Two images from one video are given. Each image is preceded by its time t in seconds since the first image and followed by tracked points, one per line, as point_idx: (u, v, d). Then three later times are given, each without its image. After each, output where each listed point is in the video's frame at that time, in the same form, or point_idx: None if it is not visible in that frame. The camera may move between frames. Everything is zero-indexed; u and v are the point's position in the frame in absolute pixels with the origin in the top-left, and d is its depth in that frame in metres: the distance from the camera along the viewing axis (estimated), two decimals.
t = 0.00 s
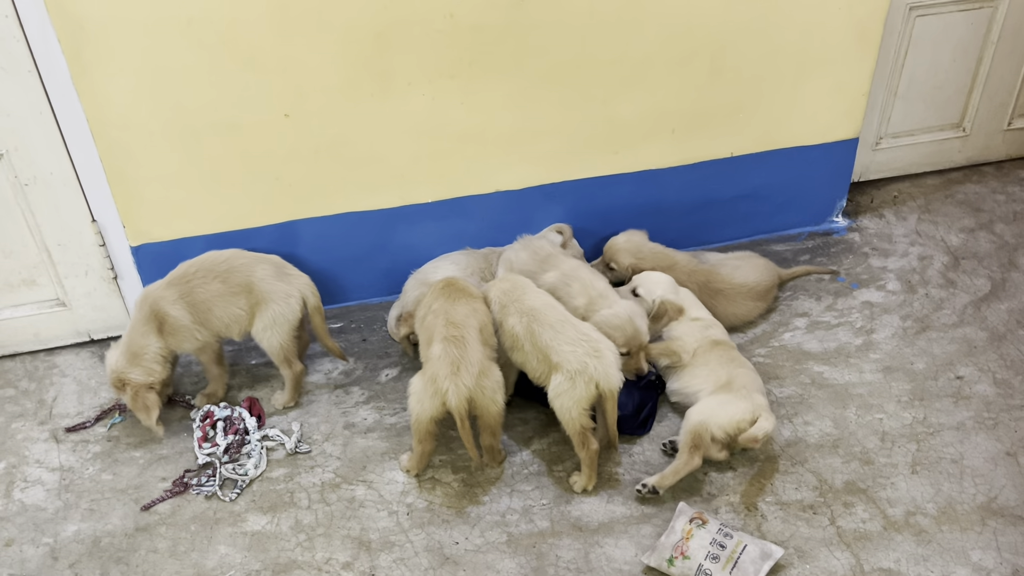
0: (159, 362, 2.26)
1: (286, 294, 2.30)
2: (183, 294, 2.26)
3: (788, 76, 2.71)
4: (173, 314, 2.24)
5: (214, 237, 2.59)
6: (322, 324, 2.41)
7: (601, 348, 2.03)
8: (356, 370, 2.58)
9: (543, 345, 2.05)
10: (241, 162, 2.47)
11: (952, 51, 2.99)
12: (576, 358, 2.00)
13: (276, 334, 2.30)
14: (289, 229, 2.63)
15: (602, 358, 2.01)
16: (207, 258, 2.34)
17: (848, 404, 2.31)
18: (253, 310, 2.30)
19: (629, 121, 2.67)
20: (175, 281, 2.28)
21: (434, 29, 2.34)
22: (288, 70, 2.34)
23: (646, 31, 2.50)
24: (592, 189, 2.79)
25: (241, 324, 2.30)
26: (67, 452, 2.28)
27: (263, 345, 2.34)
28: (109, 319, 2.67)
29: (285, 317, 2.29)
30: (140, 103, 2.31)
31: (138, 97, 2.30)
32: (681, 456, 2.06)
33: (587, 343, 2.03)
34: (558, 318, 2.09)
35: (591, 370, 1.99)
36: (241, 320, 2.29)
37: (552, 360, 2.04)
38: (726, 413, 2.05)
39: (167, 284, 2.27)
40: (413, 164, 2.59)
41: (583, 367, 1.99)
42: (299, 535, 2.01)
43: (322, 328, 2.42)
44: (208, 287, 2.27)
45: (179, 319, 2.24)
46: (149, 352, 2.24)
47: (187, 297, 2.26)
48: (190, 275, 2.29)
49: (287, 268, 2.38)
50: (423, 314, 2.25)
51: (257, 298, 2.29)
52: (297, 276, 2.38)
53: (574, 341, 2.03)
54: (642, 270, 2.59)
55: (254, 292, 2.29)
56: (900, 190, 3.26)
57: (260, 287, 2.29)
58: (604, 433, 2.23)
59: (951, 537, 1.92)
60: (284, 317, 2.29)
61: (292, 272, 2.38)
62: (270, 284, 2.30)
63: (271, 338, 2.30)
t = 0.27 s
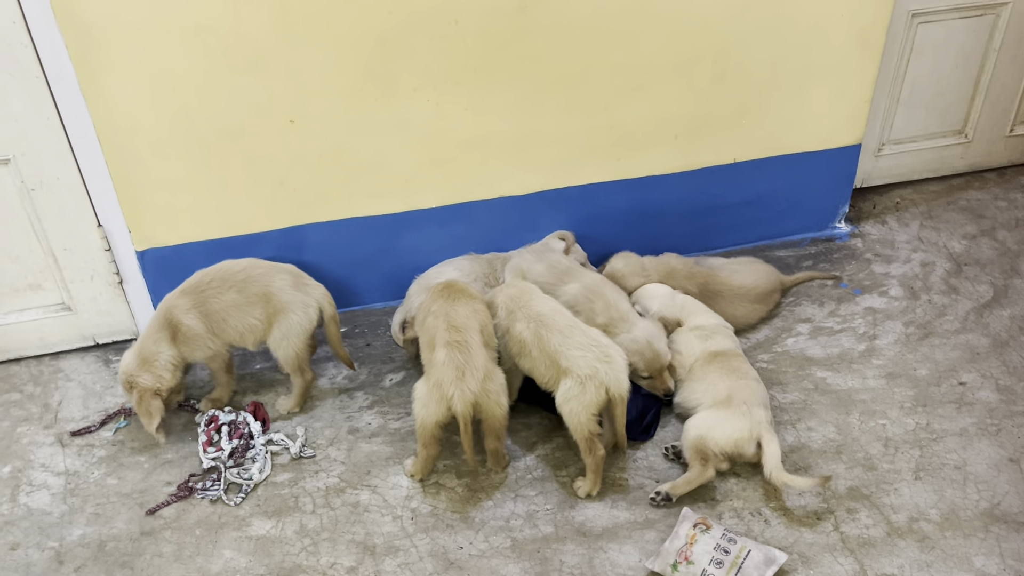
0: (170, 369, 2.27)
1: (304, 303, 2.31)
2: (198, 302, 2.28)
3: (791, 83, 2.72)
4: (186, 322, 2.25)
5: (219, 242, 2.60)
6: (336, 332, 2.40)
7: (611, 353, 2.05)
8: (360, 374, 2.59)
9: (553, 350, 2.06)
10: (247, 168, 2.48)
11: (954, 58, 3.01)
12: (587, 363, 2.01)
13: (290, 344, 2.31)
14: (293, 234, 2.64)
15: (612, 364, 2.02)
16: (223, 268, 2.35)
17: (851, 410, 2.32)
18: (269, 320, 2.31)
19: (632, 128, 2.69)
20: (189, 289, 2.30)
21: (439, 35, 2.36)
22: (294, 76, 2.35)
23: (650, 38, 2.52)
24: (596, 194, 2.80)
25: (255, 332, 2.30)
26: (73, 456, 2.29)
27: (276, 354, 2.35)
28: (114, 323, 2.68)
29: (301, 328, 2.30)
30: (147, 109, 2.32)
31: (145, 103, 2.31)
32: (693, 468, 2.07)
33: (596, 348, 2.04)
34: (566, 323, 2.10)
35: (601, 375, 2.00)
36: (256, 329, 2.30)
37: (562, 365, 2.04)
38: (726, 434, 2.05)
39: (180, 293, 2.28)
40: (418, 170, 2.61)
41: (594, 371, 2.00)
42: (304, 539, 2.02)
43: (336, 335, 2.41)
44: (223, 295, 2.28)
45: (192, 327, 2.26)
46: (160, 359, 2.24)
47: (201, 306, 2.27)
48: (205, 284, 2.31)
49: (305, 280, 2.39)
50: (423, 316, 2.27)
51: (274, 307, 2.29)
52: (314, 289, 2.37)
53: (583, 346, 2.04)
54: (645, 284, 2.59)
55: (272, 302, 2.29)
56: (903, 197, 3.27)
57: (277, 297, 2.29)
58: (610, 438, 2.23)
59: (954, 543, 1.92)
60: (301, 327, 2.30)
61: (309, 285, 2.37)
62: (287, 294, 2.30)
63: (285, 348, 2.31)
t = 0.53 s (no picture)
0: (179, 366, 2.29)
1: (314, 309, 2.32)
2: (206, 305, 2.29)
3: (796, 88, 2.73)
4: (195, 325, 2.26)
5: (226, 245, 2.61)
6: (344, 339, 2.41)
7: (619, 357, 2.05)
8: (366, 378, 2.59)
9: (561, 354, 2.06)
10: (254, 171, 2.49)
11: (958, 63, 3.02)
12: (594, 367, 2.02)
13: (300, 349, 2.32)
14: (300, 238, 2.65)
15: (621, 367, 2.03)
16: (234, 271, 2.36)
17: (856, 414, 2.33)
18: (278, 324, 2.30)
19: (638, 132, 2.70)
20: (200, 292, 2.31)
21: (446, 40, 2.37)
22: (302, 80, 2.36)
23: (655, 43, 2.53)
24: (601, 199, 2.81)
25: (263, 337, 2.31)
26: (80, 459, 2.30)
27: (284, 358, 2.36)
28: (121, 326, 2.69)
29: (310, 332, 2.31)
30: (156, 113, 2.33)
31: (154, 107, 2.32)
32: (710, 480, 2.07)
33: (604, 352, 2.05)
34: (573, 327, 2.11)
35: (610, 378, 2.01)
36: (264, 333, 2.30)
37: (570, 369, 2.05)
38: (745, 448, 2.05)
39: (190, 295, 2.30)
40: (425, 174, 2.62)
41: (601, 375, 2.01)
42: (311, 542, 2.02)
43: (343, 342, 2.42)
44: (232, 299, 2.29)
45: (200, 330, 2.27)
46: (170, 358, 2.27)
47: (210, 310, 2.28)
48: (215, 286, 2.32)
49: (315, 284, 2.40)
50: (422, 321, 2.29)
51: (285, 312, 2.29)
52: (325, 296, 2.38)
53: (591, 350, 2.05)
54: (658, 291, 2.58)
55: (282, 306, 2.30)
56: (907, 201, 3.28)
57: (288, 302, 2.30)
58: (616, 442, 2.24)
59: (960, 546, 1.92)
60: (310, 332, 2.31)
61: (320, 290, 2.39)
62: (297, 299, 2.31)
63: (293, 353, 2.32)
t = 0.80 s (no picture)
0: (192, 357, 2.34)
1: (318, 311, 2.32)
2: (212, 302, 2.29)
3: (801, 91, 2.74)
4: (201, 321, 2.27)
5: (232, 246, 2.62)
6: (348, 342, 2.41)
7: (622, 358, 2.05)
8: (372, 380, 2.60)
9: (564, 356, 2.07)
10: (260, 173, 2.50)
11: (962, 67, 3.03)
12: (598, 368, 2.01)
13: (303, 350, 2.32)
14: (306, 240, 2.65)
15: (624, 368, 2.03)
16: (242, 269, 2.37)
17: (861, 416, 2.33)
18: (282, 325, 2.30)
19: (643, 135, 2.71)
20: (207, 287, 2.31)
21: (453, 43, 2.38)
22: (309, 83, 2.37)
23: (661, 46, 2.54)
24: (606, 201, 2.81)
25: (268, 336, 2.31)
26: (86, 460, 2.30)
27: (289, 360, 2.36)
28: (126, 328, 2.70)
29: (314, 334, 2.31)
30: (162, 115, 2.34)
31: (161, 109, 2.33)
32: (710, 477, 2.08)
33: (607, 353, 2.05)
34: (576, 329, 2.11)
35: (613, 380, 2.01)
36: (268, 333, 2.30)
37: (573, 370, 2.05)
38: (757, 445, 2.05)
39: (197, 291, 2.30)
40: (430, 176, 2.62)
41: (605, 377, 2.00)
42: (317, 543, 2.02)
43: (348, 345, 2.42)
44: (238, 297, 2.29)
45: (204, 325, 2.27)
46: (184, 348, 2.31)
47: (213, 307, 2.28)
48: (221, 284, 2.32)
49: (321, 285, 2.41)
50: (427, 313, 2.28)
51: (290, 313, 2.30)
52: (330, 299, 2.38)
53: (594, 351, 2.05)
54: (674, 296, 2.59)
55: (287, 307, 2.30)
56: (910, 204, 3.29)
57: (294, 303, 2.30)
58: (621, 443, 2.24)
59: (966, 549, 1.93)
60: (313, 334, 2.31)
61: (325, 292, 2.40)
62: (302, 301, 2.31)
63: (298, 354, 2.32)
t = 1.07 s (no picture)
0: (190, 357, 2.30)
1: (318, 315, 2.31)
2: (215, 300, 2.30)
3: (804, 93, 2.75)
4: (203, 317, 2.28)
5: (236, 248, 2.62)
6: (350, 345, 2.40)
7: (626, 365, 2.05)
8: (375, 381, 2.60)
9: (567, 362, 2.06)
10: (264, 174, 2.50)
11: (964, 70, 3.03)
12: (602, 376, 2.01)
13: (303, 353, 2.31)
14: (309, 241, 2.66)
15: (628, 375, 2.02)
16: (244, 269, 2.38)
17: (864, 418, 2.33)
18: (281, 327, 2.31)
19: (646, 137, 2.71)
20: (210, 286, 2.32)
21: (457, 44, 2.39)
22: (314, 84, 2.38)
23: (665, 48, 2.54)
24: (610, 203, 2.82)
25: (268, 337, 2.32)
26: (89, 461, 2.30)
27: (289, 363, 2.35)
28: (129, 329, 2.70)
29: (314, 338, 2.30)
30: (167, 116, 2.34)
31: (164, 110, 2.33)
32: (708, 477, 2.09)
33: (611, 360, 2.05)
34: (580, 334, 2.11)
35: (617, 387, 2.00)
36: (268, 334, 2.31)
37: (576, 377, 2.05)
38: (755, 445, 2.06)
39: (201, 287, 2.31)
40: (434, 178, 2.63)
41: (609, 385, 2.00)
42: (321, 545, 2.02)
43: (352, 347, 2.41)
44: (239, 298, 2.30)
45: (207, 323, 2.28)
46: (182, 347, 2.29)
47: (215, 304, 2.30)
48: (224, 283, 2.33)
49: (321, 289, 2.40)
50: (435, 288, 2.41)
51: (290, 316, 2.30)
52: (331, 301, 2.38)
53: (598, 358, 2.04)
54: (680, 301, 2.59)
55: (287, 311, 2.30)
56: (913, 207, 3.29)
57: (293, 307, 2.30)
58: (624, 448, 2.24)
59: (970, 551, 1.92)
60: (313, 338, 2.30)
61: (326, 298, 2.37)
62: (303, 305, 2.31)
63: (297, 356, 2.31)
